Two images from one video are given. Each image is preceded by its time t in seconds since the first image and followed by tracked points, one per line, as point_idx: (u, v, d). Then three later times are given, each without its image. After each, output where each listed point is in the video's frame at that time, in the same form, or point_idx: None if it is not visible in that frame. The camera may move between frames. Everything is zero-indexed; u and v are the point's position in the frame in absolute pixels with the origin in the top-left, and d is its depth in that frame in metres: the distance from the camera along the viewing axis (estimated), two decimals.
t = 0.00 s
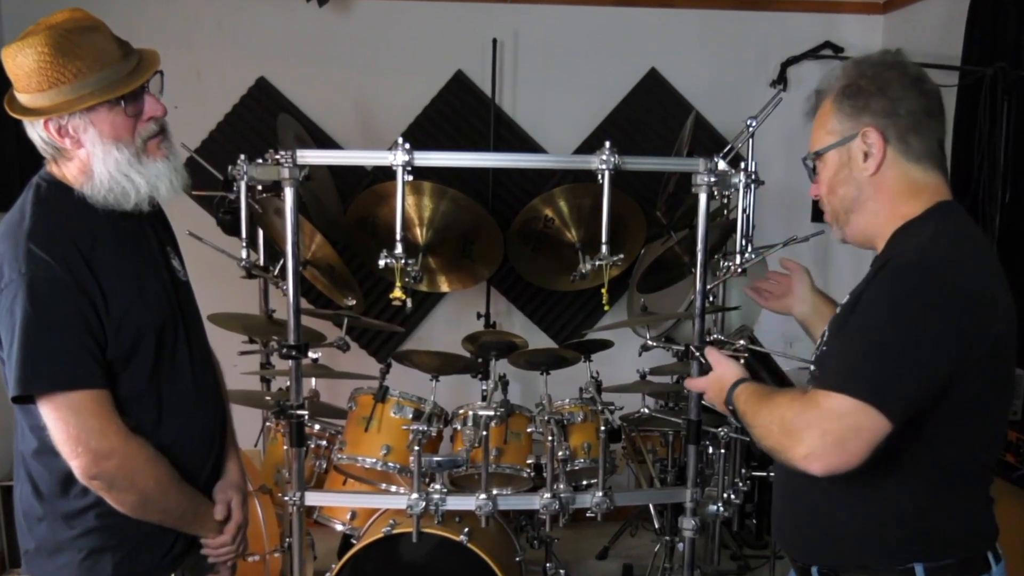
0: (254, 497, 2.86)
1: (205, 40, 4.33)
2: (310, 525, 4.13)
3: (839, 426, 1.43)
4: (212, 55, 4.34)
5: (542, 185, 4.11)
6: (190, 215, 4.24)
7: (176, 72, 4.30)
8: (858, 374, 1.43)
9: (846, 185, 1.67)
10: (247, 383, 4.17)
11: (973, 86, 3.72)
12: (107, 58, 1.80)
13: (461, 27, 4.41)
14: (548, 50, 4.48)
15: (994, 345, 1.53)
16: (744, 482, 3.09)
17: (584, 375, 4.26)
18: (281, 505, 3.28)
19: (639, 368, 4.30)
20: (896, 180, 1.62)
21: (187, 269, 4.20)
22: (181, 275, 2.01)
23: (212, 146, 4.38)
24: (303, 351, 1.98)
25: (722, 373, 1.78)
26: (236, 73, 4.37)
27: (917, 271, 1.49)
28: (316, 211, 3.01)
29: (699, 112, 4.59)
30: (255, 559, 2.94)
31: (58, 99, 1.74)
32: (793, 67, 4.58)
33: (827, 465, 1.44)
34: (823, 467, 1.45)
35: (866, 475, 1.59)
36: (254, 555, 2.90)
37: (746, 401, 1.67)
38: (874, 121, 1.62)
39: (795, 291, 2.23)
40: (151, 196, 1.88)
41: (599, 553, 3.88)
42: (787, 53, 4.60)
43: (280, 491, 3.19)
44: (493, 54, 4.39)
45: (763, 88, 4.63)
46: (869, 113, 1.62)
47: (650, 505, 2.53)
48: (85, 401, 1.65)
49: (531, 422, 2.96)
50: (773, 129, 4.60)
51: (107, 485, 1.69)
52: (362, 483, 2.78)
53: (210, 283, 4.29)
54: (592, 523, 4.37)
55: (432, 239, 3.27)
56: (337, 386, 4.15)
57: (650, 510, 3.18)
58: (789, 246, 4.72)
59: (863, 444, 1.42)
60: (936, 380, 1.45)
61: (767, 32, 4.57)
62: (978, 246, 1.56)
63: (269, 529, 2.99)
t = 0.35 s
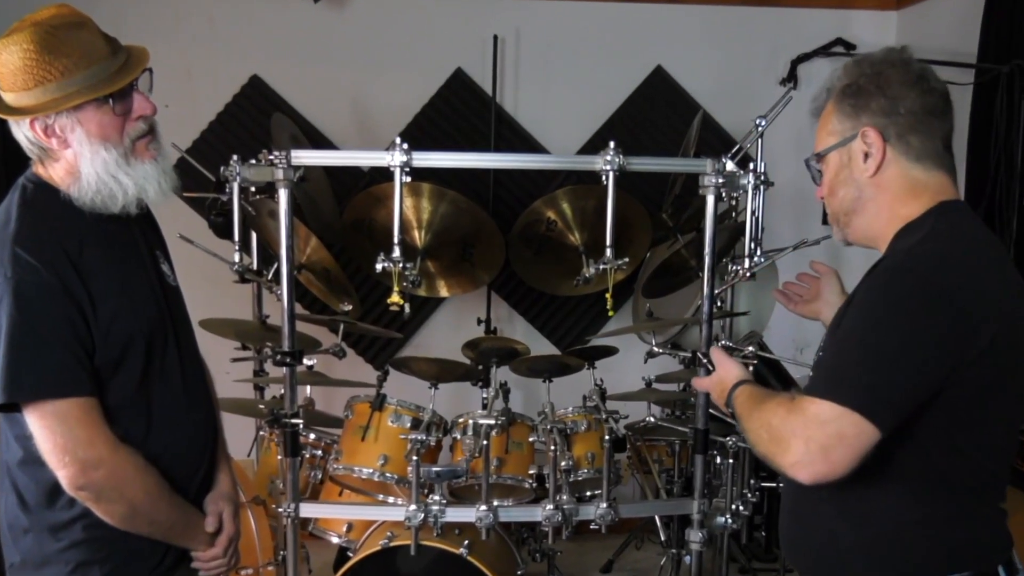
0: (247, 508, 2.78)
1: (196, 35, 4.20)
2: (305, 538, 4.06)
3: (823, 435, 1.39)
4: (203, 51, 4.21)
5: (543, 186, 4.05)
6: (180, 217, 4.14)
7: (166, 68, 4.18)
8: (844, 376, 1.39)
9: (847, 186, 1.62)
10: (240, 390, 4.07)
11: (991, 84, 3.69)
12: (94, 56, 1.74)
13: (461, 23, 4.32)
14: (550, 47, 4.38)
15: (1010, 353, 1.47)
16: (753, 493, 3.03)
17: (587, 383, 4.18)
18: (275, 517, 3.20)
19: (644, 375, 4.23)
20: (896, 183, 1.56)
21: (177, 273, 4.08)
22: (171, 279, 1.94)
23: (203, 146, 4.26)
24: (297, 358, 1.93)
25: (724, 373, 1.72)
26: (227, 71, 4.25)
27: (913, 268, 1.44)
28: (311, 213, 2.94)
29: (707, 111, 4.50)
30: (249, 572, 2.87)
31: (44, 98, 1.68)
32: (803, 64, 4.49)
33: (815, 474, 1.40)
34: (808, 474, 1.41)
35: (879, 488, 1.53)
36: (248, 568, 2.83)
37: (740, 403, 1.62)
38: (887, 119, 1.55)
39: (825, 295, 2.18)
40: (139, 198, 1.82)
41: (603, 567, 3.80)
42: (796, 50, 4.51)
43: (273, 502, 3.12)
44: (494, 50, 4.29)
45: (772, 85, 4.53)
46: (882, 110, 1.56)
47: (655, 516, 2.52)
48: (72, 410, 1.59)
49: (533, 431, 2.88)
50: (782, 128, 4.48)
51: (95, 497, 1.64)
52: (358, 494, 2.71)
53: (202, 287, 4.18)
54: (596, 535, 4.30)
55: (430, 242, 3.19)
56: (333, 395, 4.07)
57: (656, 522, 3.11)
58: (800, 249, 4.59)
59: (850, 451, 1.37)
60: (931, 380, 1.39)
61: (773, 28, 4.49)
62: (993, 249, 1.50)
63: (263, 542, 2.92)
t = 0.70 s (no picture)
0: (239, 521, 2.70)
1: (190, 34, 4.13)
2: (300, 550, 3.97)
3: (841, 446, 1.32)
4: (196, 50, 4.14)
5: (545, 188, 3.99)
6: (170, 219, 4.04)
7: (156, 67, 4.12)
8: (861, 385, 1.33)
9: (860, 186, 1.55)
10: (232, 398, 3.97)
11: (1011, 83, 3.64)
12: (81, 54, 1.68)
13: (461, 19, 4.23)
14: (553, 45, 4.29)
15: None
16: (762, 505, 2.97)
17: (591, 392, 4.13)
18: (269, 529, 3.12)
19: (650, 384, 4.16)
20: (912, 183, 1.50)
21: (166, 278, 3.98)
22: (160, 284, 1.88)
23: (195, 146, 4.16)
24: (291, 365, 1.87)
25: (728, 377, 1.65)
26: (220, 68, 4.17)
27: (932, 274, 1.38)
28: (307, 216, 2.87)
29: (715, 110, 4.41)
30: None
31: (29, 96, 1.61)
32: (813, 63, 4.40)
33: (831, 487, 1.34)
34: (823, 487, 1.35)
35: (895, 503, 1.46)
36: None
37: (750, 410, 1.54)
38: (903, 117, 1.49)
39: (822, 296, 2.10)
40: (128, 201, 1.76)
41: None
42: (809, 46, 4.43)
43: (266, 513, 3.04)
44: (495, 47, 4.20)
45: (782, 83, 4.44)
46: (898, 107, 1.50)
47: (663, 529, 2.44)
48: (58, 418, 1.53)
49: (535, 441, 2.83)
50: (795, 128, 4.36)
51: (81, 508, 1.58)
52: (355, 506, 2.65)
53: (193, 292, 4.07)
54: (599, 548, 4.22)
55: (429, 246, 3.10)
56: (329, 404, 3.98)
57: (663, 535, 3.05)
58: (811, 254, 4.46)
59: (868, 463, 1.31)
60: (950, 388, 1.33)
61: (781, 25, 4.40)
62: (1014, 254, 1.45)
63: (256, 555, 2.84)
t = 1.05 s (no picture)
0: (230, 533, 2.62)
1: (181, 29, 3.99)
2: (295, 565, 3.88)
3: (859, 457, 1.26)
4: (189, 47, 4.01)
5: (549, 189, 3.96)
6: (160, 222, 3.91)
7: (147, 63, 3.98)
8: (877, 394, 1.27)
9: (872, 188, 1.50)
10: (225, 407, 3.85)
11: None
12: (68, 51, 1.62)
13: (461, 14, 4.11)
14: (557, 42, 4.18)
15: None
16: (771, 518, 2.91)
17: (595, 401, 4.06)
18: (262, 543, 3.02)
19: (657, 392, 4.07)
20: (927, 184, 1.44)
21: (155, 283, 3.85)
22: (150, 290, 1.82)
23: (186, 146, 4.03)
24: (286, 373, 1.81)
25: (735, 386, 1.60)
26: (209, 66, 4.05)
27: (954, 277, 1.32)
28: (301, 219, 2.80)
29: (724, 109, 4.31)
30: None
31: (14, 94, 1.54)
32: (826, 59, 4.32)
33: (849, 499, 1.28)
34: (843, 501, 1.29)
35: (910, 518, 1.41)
36: None
37: (761, 422, 1.49)
38: (916, 115, 1.43)
39: (823, 301, 1.99)
40: (116, 203, 1.71)
41: None
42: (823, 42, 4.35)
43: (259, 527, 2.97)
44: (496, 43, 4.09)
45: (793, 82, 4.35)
46: (911, 106, 1.44)
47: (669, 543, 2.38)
48: (45, 429, 1.47)
49: (537, 452, 2.78)
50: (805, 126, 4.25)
51: (69, 522, 1.52)
52: (351, 518, 2.60)
53: (184, 297, 3.94)
54: (603, 562, 4.13)
55: (428, 249, 3.04)
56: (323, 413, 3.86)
57: (670, 547, 2.94)
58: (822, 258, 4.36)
59: (889, 474, 1.25)
60: (970, 399, 1.27)
61: (790, 21, 4.31)
62: None
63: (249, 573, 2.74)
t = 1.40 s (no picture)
0: (222, 548, 2.50)
1: (167, 24, 3.73)
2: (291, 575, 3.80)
3: (871, 470, 1.20)
4: (176, 44, 3.74)
5: (552, 192, 3.84)
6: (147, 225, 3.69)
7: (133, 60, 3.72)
8: (889, 403, 1.21)
9: (889, 180, 1.43)
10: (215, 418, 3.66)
11: None
12: (54, 48, 1.55)
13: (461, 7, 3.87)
14: (563, 37, 3.95)
15: None
16: (782, 531, 2.84)
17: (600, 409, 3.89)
18: (253, 557, 2.87)
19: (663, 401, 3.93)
20: (946, 183, 1.38)
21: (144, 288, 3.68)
22: (139, 295, 1.75)
23: (175, 147, 3.75)
24: (279, 379, 1.79)
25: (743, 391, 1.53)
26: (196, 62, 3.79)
27: (979, 281, 1.24)
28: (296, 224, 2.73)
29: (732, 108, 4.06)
30: None
31: None
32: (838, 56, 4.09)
33: (862, 513, 1.21)
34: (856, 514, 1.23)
35: (925, 533, 1.34)
36: None
37: (772, 429, 1.42)
38: (936, 113, 1.37)
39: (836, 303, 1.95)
40: (103, 205, 1.65)
41: None
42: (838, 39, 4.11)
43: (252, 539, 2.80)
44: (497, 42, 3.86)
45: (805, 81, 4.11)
46: (931, 103, 1.37)
47: (674, 556, 2.37)
48: (30, 438, 1.41)
49: (539, 462, 2.71)
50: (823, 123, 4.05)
51: (55, 535, 1.46)
52: (347, 532, 2.54)
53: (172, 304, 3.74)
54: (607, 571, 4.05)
55: (426, 254, 2.92)
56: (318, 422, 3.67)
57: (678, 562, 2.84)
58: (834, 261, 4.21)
59: (903, 486, 1.19)
60: (992, 410, 1.21)
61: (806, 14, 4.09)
62: None
63: None
